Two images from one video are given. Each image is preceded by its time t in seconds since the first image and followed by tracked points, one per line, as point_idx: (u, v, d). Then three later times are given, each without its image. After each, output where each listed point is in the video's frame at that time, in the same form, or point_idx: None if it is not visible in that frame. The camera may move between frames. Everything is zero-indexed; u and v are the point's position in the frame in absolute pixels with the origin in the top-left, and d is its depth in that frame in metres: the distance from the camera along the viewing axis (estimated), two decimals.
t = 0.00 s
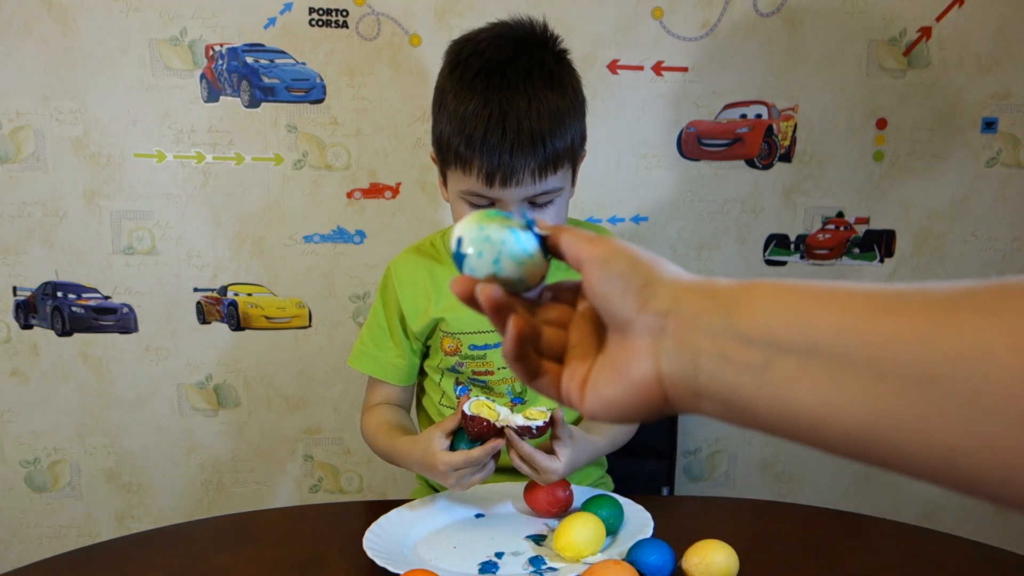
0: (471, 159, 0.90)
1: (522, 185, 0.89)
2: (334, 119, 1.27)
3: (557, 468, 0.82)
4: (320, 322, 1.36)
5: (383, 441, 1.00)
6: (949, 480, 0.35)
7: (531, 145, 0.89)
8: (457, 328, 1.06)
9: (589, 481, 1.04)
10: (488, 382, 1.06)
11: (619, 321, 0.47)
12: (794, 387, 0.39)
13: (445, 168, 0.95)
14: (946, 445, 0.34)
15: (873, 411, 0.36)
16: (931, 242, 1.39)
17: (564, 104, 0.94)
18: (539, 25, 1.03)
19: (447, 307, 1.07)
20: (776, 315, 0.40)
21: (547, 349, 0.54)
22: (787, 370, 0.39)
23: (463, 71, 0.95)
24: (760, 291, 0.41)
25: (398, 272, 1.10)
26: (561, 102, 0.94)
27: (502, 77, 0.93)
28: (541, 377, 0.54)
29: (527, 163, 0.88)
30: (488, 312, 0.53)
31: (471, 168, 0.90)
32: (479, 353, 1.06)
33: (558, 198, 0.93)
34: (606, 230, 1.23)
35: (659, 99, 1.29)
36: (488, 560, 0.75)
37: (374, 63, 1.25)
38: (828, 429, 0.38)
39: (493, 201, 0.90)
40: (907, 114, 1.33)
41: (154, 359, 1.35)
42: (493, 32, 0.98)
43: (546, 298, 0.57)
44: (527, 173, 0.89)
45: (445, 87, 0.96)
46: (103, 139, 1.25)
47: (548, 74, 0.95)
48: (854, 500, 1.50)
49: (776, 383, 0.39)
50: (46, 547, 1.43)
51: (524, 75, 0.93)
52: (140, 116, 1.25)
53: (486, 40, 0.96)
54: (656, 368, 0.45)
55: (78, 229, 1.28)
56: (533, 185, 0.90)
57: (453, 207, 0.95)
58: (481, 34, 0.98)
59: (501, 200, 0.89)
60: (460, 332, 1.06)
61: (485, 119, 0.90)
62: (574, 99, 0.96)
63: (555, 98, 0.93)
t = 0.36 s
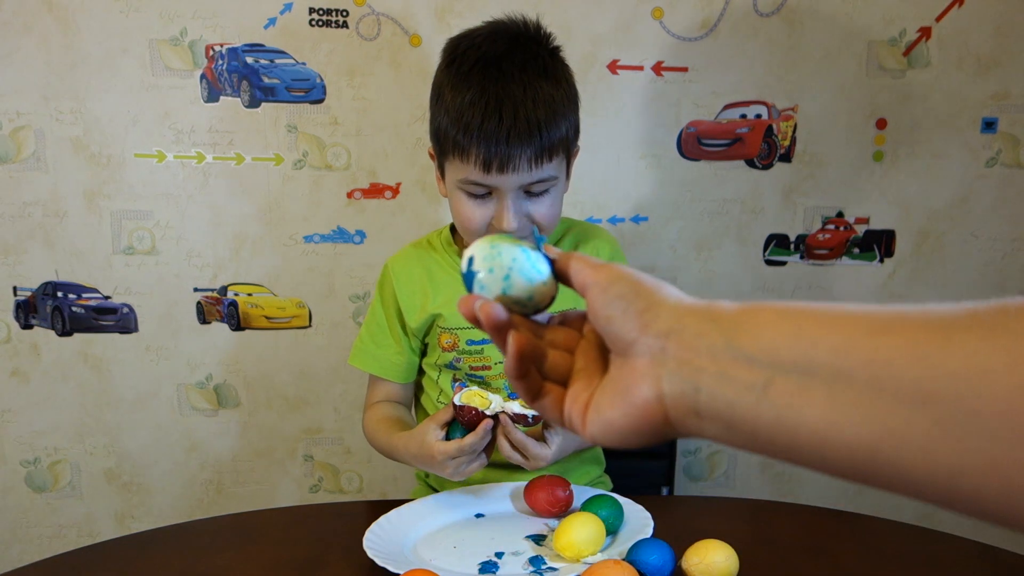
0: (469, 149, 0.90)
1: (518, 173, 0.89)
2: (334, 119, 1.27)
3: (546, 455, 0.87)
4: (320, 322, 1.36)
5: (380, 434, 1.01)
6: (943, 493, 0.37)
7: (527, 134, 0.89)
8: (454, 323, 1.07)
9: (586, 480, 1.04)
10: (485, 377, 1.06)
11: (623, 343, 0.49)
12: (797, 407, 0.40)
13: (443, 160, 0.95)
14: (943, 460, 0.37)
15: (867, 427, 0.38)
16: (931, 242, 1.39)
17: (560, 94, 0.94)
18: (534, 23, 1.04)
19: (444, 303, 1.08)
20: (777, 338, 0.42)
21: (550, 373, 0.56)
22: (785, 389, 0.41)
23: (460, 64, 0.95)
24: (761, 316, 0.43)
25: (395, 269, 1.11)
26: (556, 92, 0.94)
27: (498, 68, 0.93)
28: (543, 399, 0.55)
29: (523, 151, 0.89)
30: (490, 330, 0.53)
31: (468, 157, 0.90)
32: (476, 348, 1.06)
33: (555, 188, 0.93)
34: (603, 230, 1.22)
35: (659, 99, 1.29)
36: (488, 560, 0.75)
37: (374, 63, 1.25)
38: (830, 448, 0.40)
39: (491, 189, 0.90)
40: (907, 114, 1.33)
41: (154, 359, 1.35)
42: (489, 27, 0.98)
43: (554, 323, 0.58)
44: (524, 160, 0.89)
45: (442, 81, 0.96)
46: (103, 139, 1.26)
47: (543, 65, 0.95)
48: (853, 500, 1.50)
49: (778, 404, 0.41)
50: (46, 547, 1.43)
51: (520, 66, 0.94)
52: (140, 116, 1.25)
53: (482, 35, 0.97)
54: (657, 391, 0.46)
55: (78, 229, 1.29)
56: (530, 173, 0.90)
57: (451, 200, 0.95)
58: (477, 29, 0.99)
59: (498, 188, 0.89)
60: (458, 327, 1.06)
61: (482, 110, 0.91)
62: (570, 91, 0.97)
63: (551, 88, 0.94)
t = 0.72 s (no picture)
0: (463, 132, 0.91)
1: (512, 157, 0.90)
2: (334, 119, 1.27)
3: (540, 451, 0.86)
4: (320, 322, 1.36)
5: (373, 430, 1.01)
6: None
7: (522, 118, 0.90)
8: (451, 319, 1.05)
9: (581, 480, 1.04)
10: (479, 374, 1.05)
11: (656, 478, 0.49)
12: (829, 550, 0.38)
13: (441, 144, 0.96)
14: None
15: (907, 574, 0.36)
16: (931, 242, 1.39)
17: (558, 81, 0.95)
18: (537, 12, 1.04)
19: (438, 299, 1.07)
20: (806, 481, 0.40)
21: (580, 522, 0.59)
22: (814, 530, 0.39)
23: (460, 50, 0.96)
24: (788, 454, 0.42)
25: (392, 265, 1.11)
26: (554, 79, 0.94)
27: (497, 54, 0.94)
28: (575, 546, 0.56)
29: (517, 136, 0.89)
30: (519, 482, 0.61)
31: (463, 140, 0.91)
32: (471, 344, 1.05)
33: (549, 175, 0.93)
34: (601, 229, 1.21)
35: (659, 99, 1.29)
36: (488, 560, 0.75)
37: (374, 63, 1.25)
38: None
39: (484, 173, 0.91)
40: (907, 114, 1.33)
41: (154, 360, 1.35)
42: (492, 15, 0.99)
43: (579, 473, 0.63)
44: (517, 145, 0.90)
45: (443, 66, 0.97)
46: (103, 139, 1.26)
47: (543, 53, 0.95)
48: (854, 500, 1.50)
49: (808, 545, 0.39)
50: (46, 547, 1.43)
51: (519, 52, 0.94)
52: (140, 116, 1.25)
53: (485, 24, 0.97)
54: (689, 529, 0.45)
55: (78, 230, 1.28)
56: (523, 158, 0.90)
57: (447, 182, 0.96)
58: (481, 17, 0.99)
59: (491, 171, 0.90)
60: (454, 323, 1.05)
61: (478, 93, 0.91)
62: (569, 79, 0.97)
63: (549, 75, 0.94)
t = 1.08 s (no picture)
0: (454, 132, 0.91)
1: (502, 155, 0.90)
2: (334, 119, 1.27)
3: (548, 450, 0.87)
4: (320, 322, 1.36)
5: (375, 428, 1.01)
6: None
7: (511, 117, 0.90)
8: (452, 316, 1.06)
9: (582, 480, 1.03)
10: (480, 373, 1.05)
11: None
12: None
13: (435, 145, 0.97)
14: None
15: None
16: (931, 242, 1.39)
17: (549, 80, 0.94)
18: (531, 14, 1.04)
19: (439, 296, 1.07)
20: None
21: None
22: None
23: (453, 52, 0.97)
24: (834, 555, 0.47)
25: (393, 265, 1.11)
26: (546, 77, 0.94)
27: (488, 54, 0.94)
28: None
29: (507, 135, 0.90)
30: None
31: (455, 140, 0.91)
32: (472, 341, 1.05)
33: (543, 174, 0.93)
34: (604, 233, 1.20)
35: (659, 99, 1.29)
36: (488, 560, 0.75)
37: (374, 63, 1.25)
38: None
39: (476, 172, 0.91)
40: (907, 114, 1.33)
41: (154, 360, 1.35)
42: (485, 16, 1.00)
43: None
44: (507, 144, 0.90)
45: (437, 68, 0.98)
46: (103, 139, 1.25)
47: (534, 52, 0.95)
48: (854, 500, 1.49)
49: None
50: (46, 547, 1.43)
51: (510, 52, 0.94)
52: (139, 116, 1.25)
53: (477, 25, 0.98)
54: None
55: (78, 230, 1.28)
56: (514, 157, 0.90)
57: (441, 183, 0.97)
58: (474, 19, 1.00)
59: (483, 170, 0.90)
60: (455, 320, 1.05)
61: (468, 93, 0.91)
62: (562, 77, 0.97)
63: (540, 73, 0.94)
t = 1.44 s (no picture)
0: (443, 134, 0.91)
1: (492, 155, 0.90)
2: (334, 119, 1.27)
3: (545, 449, 0.87)
4: (319, 322, 1.35)
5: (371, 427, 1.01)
6: None
7: (498, 117, 0.90)
8: (448, 315, 1.06)
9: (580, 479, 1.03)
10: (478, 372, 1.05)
11: None
12: None
13: (427, 147, 0.97)
14: None
15: None
16: (931, 242, 1.39)
17: (537, 78, 0.94)
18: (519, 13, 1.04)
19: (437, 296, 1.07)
20: None
21: None
22: None
23: (442, 55, 0.97)
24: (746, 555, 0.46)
25: (392, 266, 1.11)
26: (533, 76, 0.94)
27: (475, 55, 0.94)
28: None
29: (494, 135, 0.89)
30: None
31: (444, 141, 0.91)
32: (469, 340, 1.05)
33: (534, 172, 0.93)
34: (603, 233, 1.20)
35: (659, 99, 1.29)
36: (488, 560, 0.75)
37: (374, 63, 1.25)
38: None
39: (468, 173, 0.91)
40: (907, 114, 1.33)
41: (154, 360, 1.35)
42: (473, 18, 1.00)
43: None
44: (495, 144, 0.90)
45: (426, 71, 0.98)
46: (103, 139, 1.25)
47: (520, 51, 0.95)
48: (854, 500, 1.49)
49: None
50: (46, 547, 1.43)
51: (496, 52, 0.94)
52: (139, 116, 1.25)
53: (465, 27, 0.98)
54: None
55: (78, 230, 1.28)
56: (504, 156, 0.90)
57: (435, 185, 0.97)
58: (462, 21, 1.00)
59: (474, 171, 0.90)
60: (452, 319, 1.05)
61: (455, 95, 0.91)
62: (550, 75, 0.96)
63: (527, 72, 0.94)
